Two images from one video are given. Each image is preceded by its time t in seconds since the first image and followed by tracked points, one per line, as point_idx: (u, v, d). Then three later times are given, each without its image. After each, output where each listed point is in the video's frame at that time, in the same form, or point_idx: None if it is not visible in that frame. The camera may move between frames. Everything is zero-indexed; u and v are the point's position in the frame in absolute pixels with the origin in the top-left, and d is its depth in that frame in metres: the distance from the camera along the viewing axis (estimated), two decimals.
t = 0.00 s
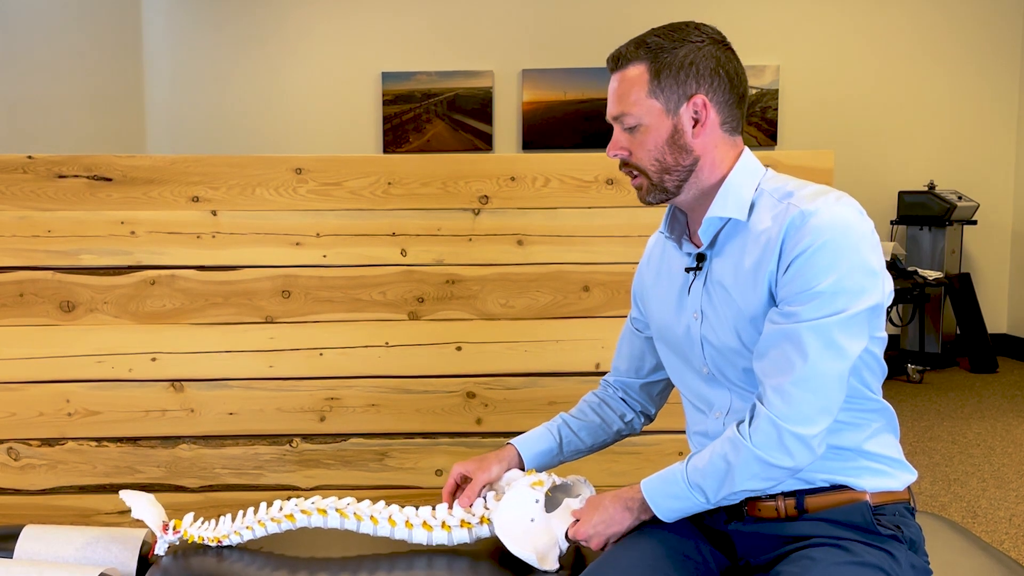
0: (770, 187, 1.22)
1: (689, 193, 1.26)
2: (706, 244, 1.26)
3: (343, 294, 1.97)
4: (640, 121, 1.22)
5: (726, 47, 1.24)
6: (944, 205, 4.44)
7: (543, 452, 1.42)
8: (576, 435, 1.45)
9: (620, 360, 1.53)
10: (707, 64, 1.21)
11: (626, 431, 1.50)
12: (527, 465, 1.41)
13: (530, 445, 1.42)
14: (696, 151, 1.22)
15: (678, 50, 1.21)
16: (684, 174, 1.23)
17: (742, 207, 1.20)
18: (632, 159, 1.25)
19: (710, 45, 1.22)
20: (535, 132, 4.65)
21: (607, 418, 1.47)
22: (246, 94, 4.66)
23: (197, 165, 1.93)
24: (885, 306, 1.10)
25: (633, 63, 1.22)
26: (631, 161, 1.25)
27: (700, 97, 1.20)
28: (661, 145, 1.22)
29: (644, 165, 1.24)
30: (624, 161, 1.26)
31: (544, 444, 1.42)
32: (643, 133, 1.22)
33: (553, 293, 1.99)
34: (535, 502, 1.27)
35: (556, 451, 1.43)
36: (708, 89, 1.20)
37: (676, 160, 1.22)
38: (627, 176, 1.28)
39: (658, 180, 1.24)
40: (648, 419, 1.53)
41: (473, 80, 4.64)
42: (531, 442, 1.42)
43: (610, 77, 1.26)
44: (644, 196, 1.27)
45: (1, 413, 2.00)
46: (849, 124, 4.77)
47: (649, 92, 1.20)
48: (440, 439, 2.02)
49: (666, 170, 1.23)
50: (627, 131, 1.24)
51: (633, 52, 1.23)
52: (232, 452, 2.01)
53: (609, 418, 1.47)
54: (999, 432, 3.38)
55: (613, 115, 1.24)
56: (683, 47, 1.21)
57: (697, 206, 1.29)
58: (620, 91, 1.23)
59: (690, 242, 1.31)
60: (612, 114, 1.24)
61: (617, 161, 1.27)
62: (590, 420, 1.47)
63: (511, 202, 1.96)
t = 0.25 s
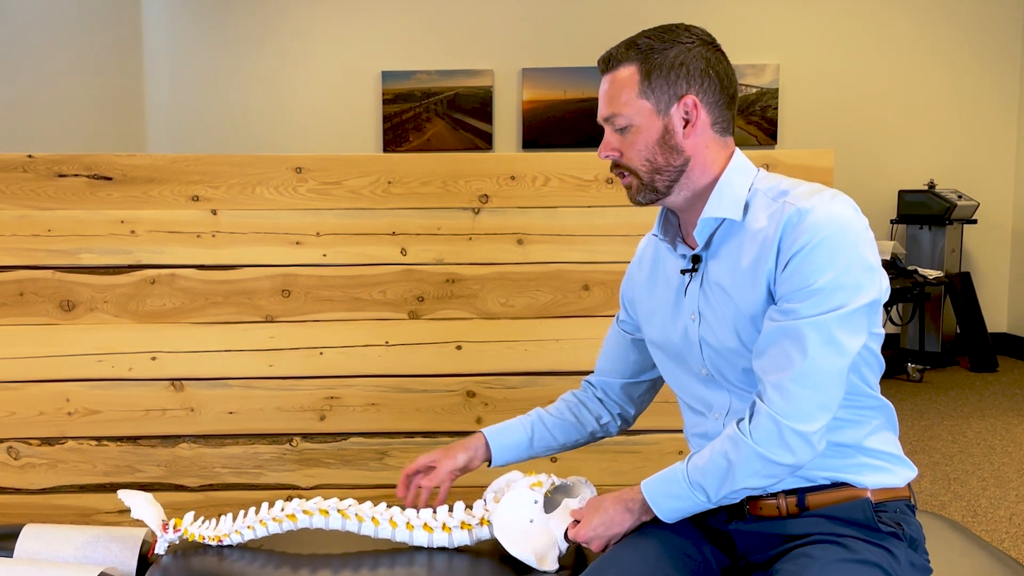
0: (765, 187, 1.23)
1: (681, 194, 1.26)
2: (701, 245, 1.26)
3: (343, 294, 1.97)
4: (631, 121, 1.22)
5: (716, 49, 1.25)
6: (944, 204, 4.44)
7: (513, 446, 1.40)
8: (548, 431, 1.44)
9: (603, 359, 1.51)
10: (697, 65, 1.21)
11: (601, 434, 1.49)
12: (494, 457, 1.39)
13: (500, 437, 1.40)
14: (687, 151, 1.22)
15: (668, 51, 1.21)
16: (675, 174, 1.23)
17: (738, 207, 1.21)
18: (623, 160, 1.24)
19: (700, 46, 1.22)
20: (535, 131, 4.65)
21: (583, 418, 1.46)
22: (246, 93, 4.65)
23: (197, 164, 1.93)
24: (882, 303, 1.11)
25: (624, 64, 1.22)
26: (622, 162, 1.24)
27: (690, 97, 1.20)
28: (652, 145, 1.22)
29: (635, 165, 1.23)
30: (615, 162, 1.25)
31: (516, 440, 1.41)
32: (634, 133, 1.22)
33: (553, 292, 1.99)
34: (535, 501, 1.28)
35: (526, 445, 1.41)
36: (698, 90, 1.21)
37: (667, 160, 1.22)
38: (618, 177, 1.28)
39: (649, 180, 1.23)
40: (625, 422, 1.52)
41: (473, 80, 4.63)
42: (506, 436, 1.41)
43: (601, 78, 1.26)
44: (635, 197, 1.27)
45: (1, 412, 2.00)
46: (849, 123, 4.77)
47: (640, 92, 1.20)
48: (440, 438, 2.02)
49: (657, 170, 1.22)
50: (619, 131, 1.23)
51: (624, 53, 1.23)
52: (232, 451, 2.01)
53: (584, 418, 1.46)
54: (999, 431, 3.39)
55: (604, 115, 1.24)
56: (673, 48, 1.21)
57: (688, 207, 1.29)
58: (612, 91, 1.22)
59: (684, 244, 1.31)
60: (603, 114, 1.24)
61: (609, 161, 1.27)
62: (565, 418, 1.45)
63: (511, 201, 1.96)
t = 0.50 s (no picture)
0: (755, 187, 1.23)
1: (669, 195, 1.26)
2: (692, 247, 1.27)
3: (343, 293, 1.97)
4: (622, 121, 1.22)
5: (708, 52, 1.25)
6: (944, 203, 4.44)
7: (453, 462, 1.40)
8: (489, 441, 1.43)
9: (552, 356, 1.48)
10: (689, 66, 1.21)
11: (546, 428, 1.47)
12: (437, 477, 1.39)
13: (437, 456, 1.39)
14: (677, 151, 1.22)
15: (659, 52, 1.21)
16: (665, 174, 1.23)
17: (728, 207, 1.21)
18: (613, 159, 1.24)
19: (692, 47, 1.23)
20: (534, 131, 4.65)
21: (525, 423, 1.45)
22: (246, 92, 4.65)
23: (197, 164, 1.93)
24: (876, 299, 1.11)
25: (615, 64, 1.22)
26: (612, 161, 1.24)
27: (681, 98, 1.21)
28: (642, 145, 1.22)
29: (624, 165, 1.23)
30: (605, 161, 1.25)
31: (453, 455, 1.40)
32: (624, 133, 1.22)
33: (553, 292, 1.99)
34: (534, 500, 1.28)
35: (465, 459, 1.41)
36: (689, 91, 1.21)
37: (657, 160, 1.22)
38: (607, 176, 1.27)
39: (638, 180, 1.23)
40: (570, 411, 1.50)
41: (473, 79, 4.63)
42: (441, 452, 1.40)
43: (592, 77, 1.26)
44: (623, 197, 1.26)
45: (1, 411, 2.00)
46: (849, 122, 4.77)
47: (632, 91, 1.21)
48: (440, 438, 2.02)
49: (647, 170, 1.22)
50: (609, 131, 1.23)
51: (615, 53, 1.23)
52: (232, 450, 2.01)
53: (525, 422, 1.45)
54: (999, 430, 3.39)
55: (594, 115, 1.24)
56: (665, 49, 1.21)
57: (677, 209, 1.29)
58: (603, 90, 1.22)
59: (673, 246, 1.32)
60: (594, 113, 1.24)
61: (598, 161, 1.26)
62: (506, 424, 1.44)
63: (511, 200, 1.96)
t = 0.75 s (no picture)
0: (743, 188, 1.24)
1: (656, 199, 1.26)
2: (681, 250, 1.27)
3: (343, 292, 1.97)
4: (609, 125, 1.21)
5: (693, 53, 1.25)
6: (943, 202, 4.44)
7: (452, 465, 1.39)
8: (487, 444, 1.42)
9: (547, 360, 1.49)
10: (675, 69, 1.21)
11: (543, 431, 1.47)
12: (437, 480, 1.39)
13: (435, 457, 1.39)
14: (665, 155, 1.22)
15: (645, 55, 1.20)
16: (652, 178, 1.23)
17: (717, 209, 1.21)
18: (600, 164, 1.24)
19: (678, 50, 1.23)
20: (534, 129, 4.65)
21: (522, 427, 1.44)
22: (246, 91, 4.65)
23: (197, 163, 1.93)
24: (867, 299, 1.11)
25: (601, 68, 1.21)
26: (600, 166, 1.24)
27: (667, 101, 1.20)
28: (630, 150, 1.21)
29: (612, 169, 1.23)
30: (593, 166, 1.25)
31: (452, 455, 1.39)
32: (612, 137, 1.21)
33: (553, 291, 1.99)
34: (534, 500, 1.29)
35: (463, 463, 1.40)
36: (676, 94, 1.21)
37: (645, 165, 1.22)
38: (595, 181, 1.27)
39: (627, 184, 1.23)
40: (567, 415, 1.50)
41: (473, 78, 4.63)
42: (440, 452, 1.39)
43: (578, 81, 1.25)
44: (611, 202, 1.26)
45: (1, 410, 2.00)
46: (849, 121, 4.77)
47: (618, 95, 1.20)
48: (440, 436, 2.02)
49: (635, 175, 1.22)
50: (596, 136, 1.23)
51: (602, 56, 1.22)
52: (232, 449, 2.01)
53: (522, 426, 1.45)
54: (999, 429, 3.39)
55: (581, 119, 1.23)
56: (651, 52, 1.21)
57: (664, 211, 1.29)
58: (589, 94, 1.22)
59: (662, 249, 1.31)
60: (580, 118, 1.23)
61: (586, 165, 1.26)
62: (503, 428, 1.44)
63: (511, 199, 1.96)
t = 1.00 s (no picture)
0: (743, 188, 1.23)
1: (655, 202, 1.25)
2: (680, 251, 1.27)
3: (343, 291, 1.97)
4: (605, 130, 1.21)
5: (686, 53, 1.24)
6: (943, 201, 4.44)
7: (456, 468, 1.38)
8: (490, 446, 1.41)
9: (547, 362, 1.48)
10: (668, 71, 1.21)
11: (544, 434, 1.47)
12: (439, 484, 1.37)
13: (438, 461, 1.37)
14: (662, 157, 1.22)
15: (637, 59, 1.20)
16: (651, 181, 1.22)
17: (718, 209, 1.21)
18: (598, 169, 1.23)
19: (670, 51, 1.22)
20: (534, 128, 4.65)
21: (525, 429, 1.44)
22: (246, 90, 4.65)
23: (197, 162, 1.93)
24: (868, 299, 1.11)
25: (595, 73, 1.21)
26: (597, 171, 1.23)
27: (662, 104, 1.20)
28: (626, 154, 1.21)
29: (610, 174, 1.23)
30: (590, 171, 1.24)
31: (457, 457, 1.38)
32: (608, 143, 1.21)
33: (553, 290, 1.99)
34: (532, 499, 1.28)
35: (466, 466, 1.39)
36: (670, 95, 1.20)
37: (642, 168, 1.21)
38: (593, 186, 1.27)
39: (625, 188, 1.23)
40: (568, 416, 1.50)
41: (473, 77, 4.63)
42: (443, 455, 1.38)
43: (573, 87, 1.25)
44: (611, 206, 1.26)
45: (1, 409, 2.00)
46: (849, 120, 4.77)
47: (613, 100, 1.19)
48: (440, 436, 2.02)
49: (633, 178, 1.22)
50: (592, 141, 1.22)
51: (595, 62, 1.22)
52: (232, 448, 2.01)
53: (524, 428, 1.44)
54: (999, 428, 3.39)
55: (577, 125, 1.23)
56: (643, 55, 1.20)
57: (662, 213, 1.29)
58: (584, 100, 1.21)
59: (662, 249, 1.31)
60: (576, 123, 1.23)
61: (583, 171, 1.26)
62: (505, 430, 1.43)
63: (511, 198, 1.96)
